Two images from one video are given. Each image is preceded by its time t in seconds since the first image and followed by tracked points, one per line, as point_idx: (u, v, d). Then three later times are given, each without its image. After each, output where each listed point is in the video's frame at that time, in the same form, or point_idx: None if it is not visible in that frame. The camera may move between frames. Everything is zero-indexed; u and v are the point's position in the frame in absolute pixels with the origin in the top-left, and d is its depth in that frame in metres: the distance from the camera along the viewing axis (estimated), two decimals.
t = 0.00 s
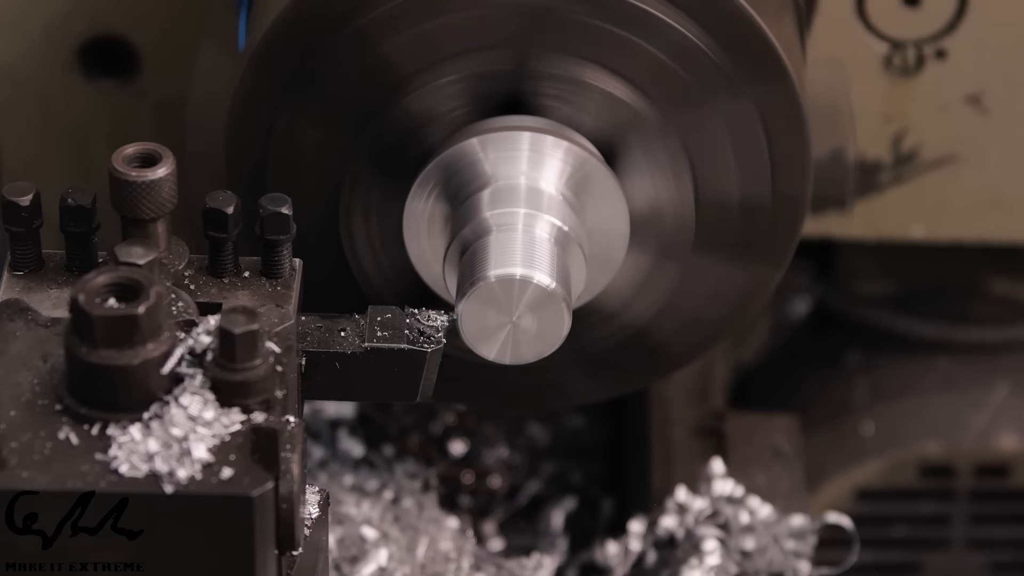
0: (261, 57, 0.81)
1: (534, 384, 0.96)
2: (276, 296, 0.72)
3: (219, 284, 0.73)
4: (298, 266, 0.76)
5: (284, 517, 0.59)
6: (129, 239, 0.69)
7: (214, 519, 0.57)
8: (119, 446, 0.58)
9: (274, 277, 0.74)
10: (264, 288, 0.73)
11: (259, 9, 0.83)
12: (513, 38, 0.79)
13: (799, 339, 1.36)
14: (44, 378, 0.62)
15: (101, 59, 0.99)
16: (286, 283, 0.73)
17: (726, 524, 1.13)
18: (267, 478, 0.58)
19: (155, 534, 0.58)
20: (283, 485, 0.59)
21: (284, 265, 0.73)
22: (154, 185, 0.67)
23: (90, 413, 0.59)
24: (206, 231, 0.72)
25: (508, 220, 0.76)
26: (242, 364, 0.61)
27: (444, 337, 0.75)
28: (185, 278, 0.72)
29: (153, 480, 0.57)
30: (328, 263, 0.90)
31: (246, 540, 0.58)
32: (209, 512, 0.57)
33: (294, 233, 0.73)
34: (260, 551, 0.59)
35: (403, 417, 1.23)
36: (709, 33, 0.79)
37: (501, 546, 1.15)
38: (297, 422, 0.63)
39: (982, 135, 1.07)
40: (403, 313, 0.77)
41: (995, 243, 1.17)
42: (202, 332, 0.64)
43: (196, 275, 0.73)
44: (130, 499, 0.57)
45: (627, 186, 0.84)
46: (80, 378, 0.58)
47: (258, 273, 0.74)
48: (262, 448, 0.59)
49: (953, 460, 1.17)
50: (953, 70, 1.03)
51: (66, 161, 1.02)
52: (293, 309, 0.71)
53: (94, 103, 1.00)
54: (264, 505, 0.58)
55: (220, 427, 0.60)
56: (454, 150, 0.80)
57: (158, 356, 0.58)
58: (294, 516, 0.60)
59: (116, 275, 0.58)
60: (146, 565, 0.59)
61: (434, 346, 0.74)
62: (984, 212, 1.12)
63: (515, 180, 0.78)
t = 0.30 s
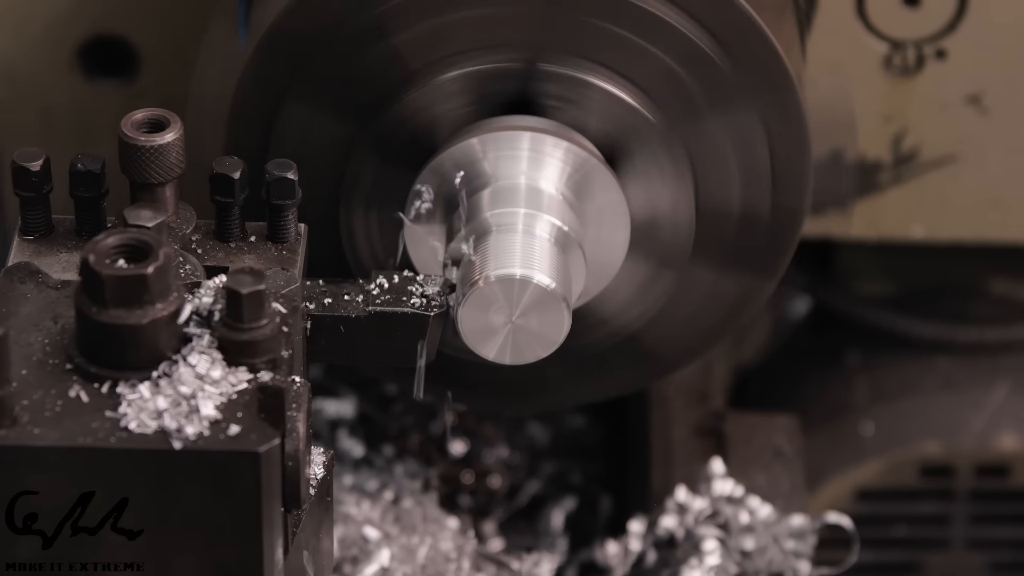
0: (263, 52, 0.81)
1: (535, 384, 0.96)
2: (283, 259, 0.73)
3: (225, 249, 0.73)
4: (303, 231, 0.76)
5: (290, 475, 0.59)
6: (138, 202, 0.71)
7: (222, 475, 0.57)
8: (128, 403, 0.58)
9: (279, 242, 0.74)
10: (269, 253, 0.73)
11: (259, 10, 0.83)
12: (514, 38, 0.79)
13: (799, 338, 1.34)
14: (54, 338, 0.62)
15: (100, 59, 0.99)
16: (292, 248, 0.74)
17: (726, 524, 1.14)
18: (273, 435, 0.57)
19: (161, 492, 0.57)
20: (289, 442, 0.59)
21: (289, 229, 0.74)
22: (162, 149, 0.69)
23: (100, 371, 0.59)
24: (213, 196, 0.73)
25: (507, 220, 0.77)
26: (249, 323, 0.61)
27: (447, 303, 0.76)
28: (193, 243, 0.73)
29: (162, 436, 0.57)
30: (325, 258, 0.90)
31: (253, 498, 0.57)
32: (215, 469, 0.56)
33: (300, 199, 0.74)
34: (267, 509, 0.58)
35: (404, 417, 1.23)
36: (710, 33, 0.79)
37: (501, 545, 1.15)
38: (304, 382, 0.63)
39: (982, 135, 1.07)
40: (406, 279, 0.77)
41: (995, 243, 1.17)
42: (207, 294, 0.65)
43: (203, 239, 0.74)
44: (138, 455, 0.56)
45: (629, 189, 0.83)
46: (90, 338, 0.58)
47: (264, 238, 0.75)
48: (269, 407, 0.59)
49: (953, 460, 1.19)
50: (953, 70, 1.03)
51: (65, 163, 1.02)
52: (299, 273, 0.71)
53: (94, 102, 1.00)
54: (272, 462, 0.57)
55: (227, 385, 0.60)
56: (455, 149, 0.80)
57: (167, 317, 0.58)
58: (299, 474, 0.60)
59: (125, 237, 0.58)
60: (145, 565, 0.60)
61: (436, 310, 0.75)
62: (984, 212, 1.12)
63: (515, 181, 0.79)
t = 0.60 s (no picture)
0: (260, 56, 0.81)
1: (535, 384, 0.96)
2: (275, 255, 0.73)
3: (219, 245, 0.73)
4: (297, 227, 0.76)
5: (283, 472, 0.59)
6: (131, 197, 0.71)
7: (214, 469, 0.56)
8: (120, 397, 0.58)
9: (273, 237, 0.74)
10: (263, 249, 0.73)
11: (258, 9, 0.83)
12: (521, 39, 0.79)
13: (799, 338, 1.34)
14: (47, 334, 0.62)
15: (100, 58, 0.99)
16: (286, 243, 0.74)
17: (726, 524, 1.14)
18: (266, 430, 0.57)
19: (153, 487, 0.57)
20: (282, 438, 0.59)
21: (282, 225, 0.74)
22: (155, 144, 0.70)
23: (93, 366, 0.59)
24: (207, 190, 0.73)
25: (507, 220, 0.77)
26: (242, 319, 0.60)
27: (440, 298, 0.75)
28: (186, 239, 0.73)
29: (154, 432, 0.57)
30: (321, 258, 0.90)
31: (245, 492, 0.57)
32: (207, 462, 0.56)
33: (293, 195, 0.74)
34: (260, 504, 0.58)
35: (403, 416, 1.23)
36: (710, 34, 0.78)
37: (501, 547, 1.14)
38: (296, 377, 0.63)
39: (982, 135, 1.07)
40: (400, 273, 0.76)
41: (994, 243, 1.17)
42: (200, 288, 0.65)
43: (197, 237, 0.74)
44: (131, 450, 0.56)
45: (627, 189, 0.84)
46: (83, 333, 0.58)
47: (257, 234, 0.74)
48: (261, 402, 0.58)
49: (953, 460, 1.19)
50: (953, 70, 1.03)
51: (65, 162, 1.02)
52: (292, 269, 0.71)
53: (94, 102, 1.00)
54: (264, 456, 0.57)
55: (220, 380, 0.60)
56: (454, 149, 0.80)
57: (160, 312, 0.58)
58: (292, 471, 0.60)
59: (118, 232, 0.58)
60: (144, 565, 0.60)
61: (429, 305, 0.74)
62: (984, 212, 1.12)
63: (515, 180, 0.79)
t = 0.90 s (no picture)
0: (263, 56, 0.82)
1: (536, 385, 0.96)
2: (274, 304, 0.73)
3: (216, 291, 0.73)
4: (295, 272, 0.76)
5: (281, 525, 0.60)
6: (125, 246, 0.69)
7: (211, 529, 0.58)
8: (116, 454, 0.58)
9: (270, 284, 0.74)
10: (261, 296, 0.73)
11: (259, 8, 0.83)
12: (515, 36, 0.80)
13: (798, 338, 1.36)
14: (40, 387, 0.62)
15: (101, 60, 0.99)
16: (286, 288, 0.74)
17: (725, 524, 1.13)
18: (264, 487, 0.58)
19: (150, 543, 0.59)
20: (280, 493, 0.59)
21: (280, 272, 0.74)
22: (150, 194, 0.67)
23: (86, 421, 0.60)
24: (203, 238, 0.72)
25: (507, 220, 0.77)
26: (239, 372, 0.60)
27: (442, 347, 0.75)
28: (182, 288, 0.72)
29: (149, 489, 0.58)
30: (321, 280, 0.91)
31: (242, 549, 0.58)
32: (206, 524, 0.58)
33: (291, 240, 0.73)
34: (257, 560, 0.60)
35: (403, 417, 1.23)
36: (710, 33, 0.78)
37: (500, 546, 1.15)
38: (293, 431, 0.64)
39: (982, 135, 1.07)
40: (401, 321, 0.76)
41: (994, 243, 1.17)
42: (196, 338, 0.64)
43: (193, 281, 0.73)
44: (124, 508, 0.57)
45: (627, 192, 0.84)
46: (77, 387, 0.58)
47: (254, 281, 0.74)
48: (258, 457, 0.59)
49: (953, 461, 1.17)
50: (952, 70, 1.03)
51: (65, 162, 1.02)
52: (290, 317, 0.71)
53: (93, 103, 1.00)
54: (261, 514, 0.58)
55: (217, 435, 0.60)
56: (455, 149, 0.80)
57: (154, 365, 0.58)
58: (291, 525, 0.60)
59: (112, 284, 0.58)
60: (145, 565, 0.60)
61: (431, 354, 0.74)
62: (984, 212, 1.12)
63: (515, 180, 0.79)
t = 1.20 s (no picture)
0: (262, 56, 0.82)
1: (536, 385, 0.96)
2: (277, 295, 0.73)
3: (219, 283, 0.73)
4: (299, 265, 0.76)
5: (285, 517, 0.59)
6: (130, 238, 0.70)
7: (215, 519, 0.57)
8: (122, 446, 0.58)
9: (275, 277, 0.74)
10: (264, 290, 0.73)
11: (259, 7, 0.83)
12: (508, 35, 0.79)
13: (800, 339, 1.36)
14: (45, 378, 0.63)
15: (100, 60, 0.99)
16: (289, 281, 0.74)
17: (726, 524, 1.13)
18: (268, 478, 0.58)
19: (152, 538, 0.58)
20: (284, 484, 0.59)
21: (285, 264, 0.74)
22: (155, 188, 0.68)
23: (91, 413, 0.60)
24: (207, 231, 0.73)
25: (508, 220, 0.77)
26: (244, 363, 0.61)
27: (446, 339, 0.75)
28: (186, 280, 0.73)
29: (154, 480, 0.57)
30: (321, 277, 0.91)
31: (247, 539, 0.58)
32: (210, 514, 0.57)
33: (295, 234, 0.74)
34: (261, 553, 0.59)
35: (403, 417, 1.23)
36: (710, 34, 0.79)
37: (501, 546, 1.15)
38: (298, 423, 0.63)
39: (982, 135, 1.07)
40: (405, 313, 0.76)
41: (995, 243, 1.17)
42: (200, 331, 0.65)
43: (197, 275, 0.74)
44: (129, 500, 0.57)
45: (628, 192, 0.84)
46: (82, 379, 0.58)
47: (258, 273, 0.75)
48: (263, 448, 0.59)
49: (953, 460, 1.17)
50: (952, 70, 1.03)
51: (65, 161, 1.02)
52: (294, 310, 0.71)
53: (93, 103, 1.00)
54: (265, 505, 0.58)
55: (222, 427, 0.60)
56: (455, 149, 0.80)
57: (159, 357, 0.58)
58: (295, 516, 0.60)
59: (116, 276, 0.58)
60: (146, 565, 0.60)
61: (435, 345, 0.74)
62: (984, 212, 1.12)
63: (515, 180, 0.79)
